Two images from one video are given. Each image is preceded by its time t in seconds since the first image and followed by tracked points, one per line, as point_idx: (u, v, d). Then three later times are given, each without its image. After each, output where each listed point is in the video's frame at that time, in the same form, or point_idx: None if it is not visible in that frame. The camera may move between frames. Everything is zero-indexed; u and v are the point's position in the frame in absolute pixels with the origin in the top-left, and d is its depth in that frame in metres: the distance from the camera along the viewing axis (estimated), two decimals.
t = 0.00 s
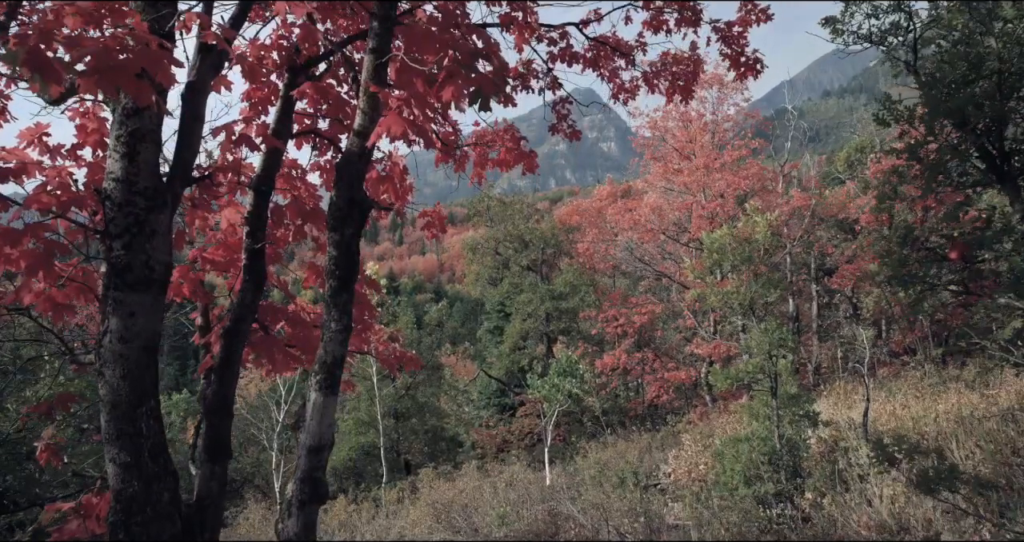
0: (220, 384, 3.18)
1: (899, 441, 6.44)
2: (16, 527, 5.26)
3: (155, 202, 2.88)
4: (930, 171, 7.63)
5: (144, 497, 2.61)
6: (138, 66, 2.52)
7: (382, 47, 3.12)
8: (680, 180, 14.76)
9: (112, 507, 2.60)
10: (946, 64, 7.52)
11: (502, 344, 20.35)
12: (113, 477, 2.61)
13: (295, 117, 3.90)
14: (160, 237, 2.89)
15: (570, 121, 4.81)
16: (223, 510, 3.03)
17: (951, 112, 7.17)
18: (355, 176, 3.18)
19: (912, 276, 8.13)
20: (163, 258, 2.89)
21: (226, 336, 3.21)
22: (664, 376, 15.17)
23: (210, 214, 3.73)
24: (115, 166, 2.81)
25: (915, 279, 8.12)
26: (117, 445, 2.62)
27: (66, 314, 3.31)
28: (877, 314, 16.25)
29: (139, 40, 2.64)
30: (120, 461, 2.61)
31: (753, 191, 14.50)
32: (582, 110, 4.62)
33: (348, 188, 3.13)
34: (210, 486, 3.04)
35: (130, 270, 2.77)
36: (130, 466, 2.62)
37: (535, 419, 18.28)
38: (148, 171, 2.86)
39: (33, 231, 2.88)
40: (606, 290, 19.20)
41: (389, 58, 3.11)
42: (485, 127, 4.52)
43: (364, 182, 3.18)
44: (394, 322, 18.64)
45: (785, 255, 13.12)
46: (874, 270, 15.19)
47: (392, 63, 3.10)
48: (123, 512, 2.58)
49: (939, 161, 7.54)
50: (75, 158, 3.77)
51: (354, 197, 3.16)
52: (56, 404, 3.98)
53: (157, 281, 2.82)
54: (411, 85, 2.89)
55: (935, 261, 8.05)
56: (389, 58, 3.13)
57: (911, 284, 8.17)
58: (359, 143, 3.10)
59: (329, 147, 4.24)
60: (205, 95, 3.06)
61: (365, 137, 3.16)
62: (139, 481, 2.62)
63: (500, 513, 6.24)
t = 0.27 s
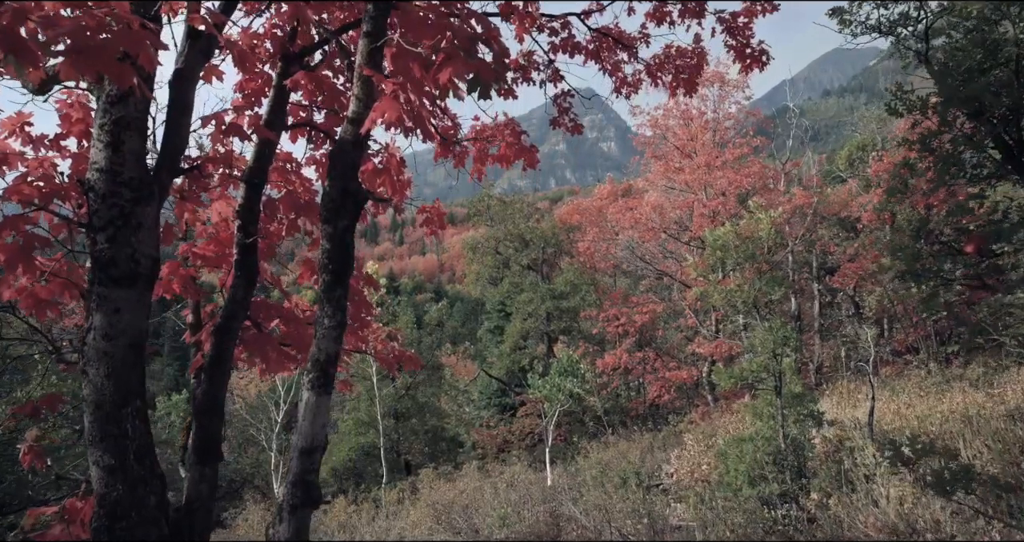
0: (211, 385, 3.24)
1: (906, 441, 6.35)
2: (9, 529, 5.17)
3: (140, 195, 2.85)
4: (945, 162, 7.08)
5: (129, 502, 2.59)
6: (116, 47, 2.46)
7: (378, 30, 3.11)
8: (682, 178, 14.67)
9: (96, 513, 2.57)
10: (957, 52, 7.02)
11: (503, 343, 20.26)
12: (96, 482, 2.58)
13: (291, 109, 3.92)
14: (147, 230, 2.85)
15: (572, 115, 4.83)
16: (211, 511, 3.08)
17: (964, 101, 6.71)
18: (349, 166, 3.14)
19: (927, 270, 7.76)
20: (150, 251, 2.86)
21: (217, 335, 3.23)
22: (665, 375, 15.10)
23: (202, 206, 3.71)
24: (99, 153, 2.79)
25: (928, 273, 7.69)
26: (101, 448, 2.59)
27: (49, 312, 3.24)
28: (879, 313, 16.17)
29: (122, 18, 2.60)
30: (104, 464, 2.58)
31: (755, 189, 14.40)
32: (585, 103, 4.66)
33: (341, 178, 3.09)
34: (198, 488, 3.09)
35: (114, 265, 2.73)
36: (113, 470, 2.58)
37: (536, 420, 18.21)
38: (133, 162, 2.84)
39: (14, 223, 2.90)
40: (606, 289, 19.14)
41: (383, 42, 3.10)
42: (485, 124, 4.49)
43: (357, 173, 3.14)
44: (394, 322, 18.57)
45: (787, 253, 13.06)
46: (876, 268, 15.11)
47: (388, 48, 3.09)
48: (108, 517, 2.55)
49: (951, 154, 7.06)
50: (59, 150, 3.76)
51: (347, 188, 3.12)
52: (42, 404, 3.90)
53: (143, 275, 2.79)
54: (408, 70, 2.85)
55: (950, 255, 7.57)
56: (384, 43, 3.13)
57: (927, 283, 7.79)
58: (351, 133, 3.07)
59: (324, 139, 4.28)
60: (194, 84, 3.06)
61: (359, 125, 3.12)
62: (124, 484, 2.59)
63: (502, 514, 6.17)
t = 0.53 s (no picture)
0: (200, 386, 3.22)
1: (913, 440, 6.28)
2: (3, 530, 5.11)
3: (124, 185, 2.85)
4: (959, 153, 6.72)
5: (112, 507, 2.57)
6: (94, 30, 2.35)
7: (373, 15, 3.07)
8: (683, 176, 14.59)
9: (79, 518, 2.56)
10: (974, 40, 6.65)
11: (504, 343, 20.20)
12: (78, 486, 2.58)
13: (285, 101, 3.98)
14: (131, 223, 2.85)
15: (574, 109, 4.85)
16: (202, 515, 3.02)
17: (982, 91, 6.25)
18: (342, 156, 3.14)
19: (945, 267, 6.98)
20: (134, 245, 2.85)
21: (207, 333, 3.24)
22: (667, 374, 15.03)
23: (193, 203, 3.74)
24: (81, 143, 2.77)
25: (947, 271, 6.94)
26: (83, 451, 2.59)
27: (33, 308, 3.33)
28: (882, 311, 16.09)
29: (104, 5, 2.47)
30: (87, 467, 2.58)
31: (757, 187, 14.33)
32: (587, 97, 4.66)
33: (334, 167, 3.09)
34: (187, 492, 3.03)
35: (95, 259, 2.73)
36: (96, 473, 2.58)
37: (536, 419, 18.14)
38: (116, 152, 2.83)
39: None
40: (607, 288, 19.07)
41: (379, 26, 3.06)
42: (485, 118, 4.39)
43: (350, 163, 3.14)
44: (394, 321, 18.52)
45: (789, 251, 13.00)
46: (878, 266, 15.04)
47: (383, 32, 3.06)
48: (90, 522, 2.54)
49: (967, 145, 6.65)
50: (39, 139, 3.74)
51: (341, 176, 3.11)
52: (26, 405, 3.82)
53: (127, 272, 2.79)
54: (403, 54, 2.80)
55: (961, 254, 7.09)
56: (378, 25, 3.10)
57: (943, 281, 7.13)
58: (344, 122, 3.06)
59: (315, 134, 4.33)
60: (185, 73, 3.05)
61: (352, 112, 3.11)
62: (107, 488, 2.58)
63: (503, 514, 6.12)
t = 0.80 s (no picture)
0: (188, 385, 3.14)
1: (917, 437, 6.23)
2: None
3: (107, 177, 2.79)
4: None
5: (95, 513, 2.51)
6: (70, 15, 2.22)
7: None
8: (684, 173, 14.50)
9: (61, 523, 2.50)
10: None
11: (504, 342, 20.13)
12: (60, 491, 2.51)
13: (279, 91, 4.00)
14: (114, 216, 2.79)
15: (575, 101, 4.81)
16: (190, 520, 2.97)
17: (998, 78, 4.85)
18: (334, 146, 3.17)
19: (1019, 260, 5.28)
20: (117, 239, 2.79)
21: (196, 332, 3.17)
22: (668, 373, 14.96)
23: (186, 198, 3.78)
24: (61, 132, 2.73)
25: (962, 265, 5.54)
26: (65, 455, 2.53)
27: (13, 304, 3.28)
28: (884, 309, 16.01)
29: None
30: (68, 472, 2.52)
31: (758, 184, 14.24)
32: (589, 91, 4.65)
33: (325, 158, 3.11)
34: (175, 497, 2.97)
35: (77, 254, 2.68)
36: (77, 477, 2.52)
37: (537, 418, 18.08)
38: (98, 141, 2.76)
39: None
40: (608, 287, 18.99)
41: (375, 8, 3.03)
42: (484, 112, 4.33)
43: (342, 154, 3.15)
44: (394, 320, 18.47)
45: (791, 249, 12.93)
46: (880, 263, 14.96)
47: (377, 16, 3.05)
48: (71, 529, 2.48)
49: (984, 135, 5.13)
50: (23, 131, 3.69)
51: (332, 167, 3.13)
52: (12, 404, 4.03)
53: (110, 266, 2.73)
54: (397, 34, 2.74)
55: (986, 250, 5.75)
56: (371, 7, 3.24)
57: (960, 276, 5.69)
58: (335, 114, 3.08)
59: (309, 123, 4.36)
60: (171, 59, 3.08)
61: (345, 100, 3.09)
62: (89, 494, 2.52)
63: (505, 514, 6.06)
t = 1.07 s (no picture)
0: (175, 384, 3.06)
1: (924, 437, 6.14)
2: None
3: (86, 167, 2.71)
4: None
5: (74, 521, 2.47)
6: None
7: None
8: (684, 171, 14.42)
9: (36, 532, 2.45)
10: None
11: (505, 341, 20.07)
12: (36, 499, 2.46)
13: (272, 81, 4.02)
14: (94, 208, 2.72)
15: (576, 94, 4.78)
16: (174, 527, 2.89)
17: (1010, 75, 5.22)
18: (324, 136, 3.14)
19: (949, 256, 7.13)
20: (98, 233, 2.73)
21: (185, 331, 3.08)
22: (670, 372, 14.88)
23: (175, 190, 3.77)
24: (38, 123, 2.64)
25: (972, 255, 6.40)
26: (41, 461, 2.48)
27: None
28: (886, 307, 15.93)
29: None
30: (45, 479, 2.46)
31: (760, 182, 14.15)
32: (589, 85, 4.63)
33: (314, 147, 3.07)
34: (160, 503, 2.88)
35: (56, 249, 2.61)
36: (54, 485, 2.47)
37: (538, 418, 18.01)
38: (76, 130, 2.68)
39: None
40: (608, 285, 18.93)
41: None
42: (483, 106, 4.24)
43: (333, 143, 3.12)
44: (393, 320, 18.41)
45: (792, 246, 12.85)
46: (883, 261, 14.88)
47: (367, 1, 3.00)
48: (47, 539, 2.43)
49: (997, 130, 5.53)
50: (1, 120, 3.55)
51: (322, 156, 3.10)
52: None
53: (91, 261, 2.67)
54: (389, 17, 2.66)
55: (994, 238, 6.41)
56: None
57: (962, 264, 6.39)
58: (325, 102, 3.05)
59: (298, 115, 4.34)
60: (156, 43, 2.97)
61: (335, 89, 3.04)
62: (67, 502, 2.47)
63: (505, 515, 5.99)
